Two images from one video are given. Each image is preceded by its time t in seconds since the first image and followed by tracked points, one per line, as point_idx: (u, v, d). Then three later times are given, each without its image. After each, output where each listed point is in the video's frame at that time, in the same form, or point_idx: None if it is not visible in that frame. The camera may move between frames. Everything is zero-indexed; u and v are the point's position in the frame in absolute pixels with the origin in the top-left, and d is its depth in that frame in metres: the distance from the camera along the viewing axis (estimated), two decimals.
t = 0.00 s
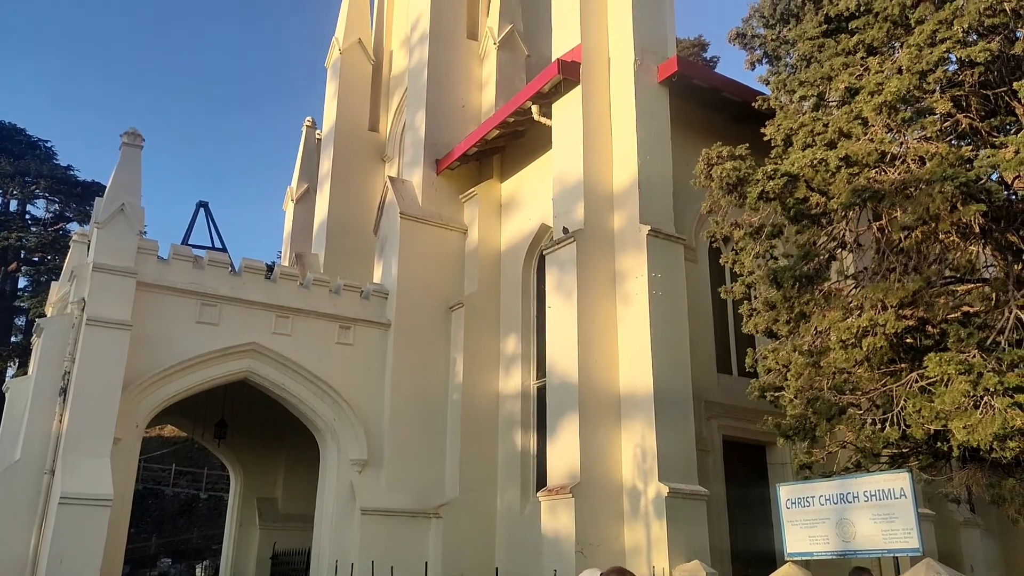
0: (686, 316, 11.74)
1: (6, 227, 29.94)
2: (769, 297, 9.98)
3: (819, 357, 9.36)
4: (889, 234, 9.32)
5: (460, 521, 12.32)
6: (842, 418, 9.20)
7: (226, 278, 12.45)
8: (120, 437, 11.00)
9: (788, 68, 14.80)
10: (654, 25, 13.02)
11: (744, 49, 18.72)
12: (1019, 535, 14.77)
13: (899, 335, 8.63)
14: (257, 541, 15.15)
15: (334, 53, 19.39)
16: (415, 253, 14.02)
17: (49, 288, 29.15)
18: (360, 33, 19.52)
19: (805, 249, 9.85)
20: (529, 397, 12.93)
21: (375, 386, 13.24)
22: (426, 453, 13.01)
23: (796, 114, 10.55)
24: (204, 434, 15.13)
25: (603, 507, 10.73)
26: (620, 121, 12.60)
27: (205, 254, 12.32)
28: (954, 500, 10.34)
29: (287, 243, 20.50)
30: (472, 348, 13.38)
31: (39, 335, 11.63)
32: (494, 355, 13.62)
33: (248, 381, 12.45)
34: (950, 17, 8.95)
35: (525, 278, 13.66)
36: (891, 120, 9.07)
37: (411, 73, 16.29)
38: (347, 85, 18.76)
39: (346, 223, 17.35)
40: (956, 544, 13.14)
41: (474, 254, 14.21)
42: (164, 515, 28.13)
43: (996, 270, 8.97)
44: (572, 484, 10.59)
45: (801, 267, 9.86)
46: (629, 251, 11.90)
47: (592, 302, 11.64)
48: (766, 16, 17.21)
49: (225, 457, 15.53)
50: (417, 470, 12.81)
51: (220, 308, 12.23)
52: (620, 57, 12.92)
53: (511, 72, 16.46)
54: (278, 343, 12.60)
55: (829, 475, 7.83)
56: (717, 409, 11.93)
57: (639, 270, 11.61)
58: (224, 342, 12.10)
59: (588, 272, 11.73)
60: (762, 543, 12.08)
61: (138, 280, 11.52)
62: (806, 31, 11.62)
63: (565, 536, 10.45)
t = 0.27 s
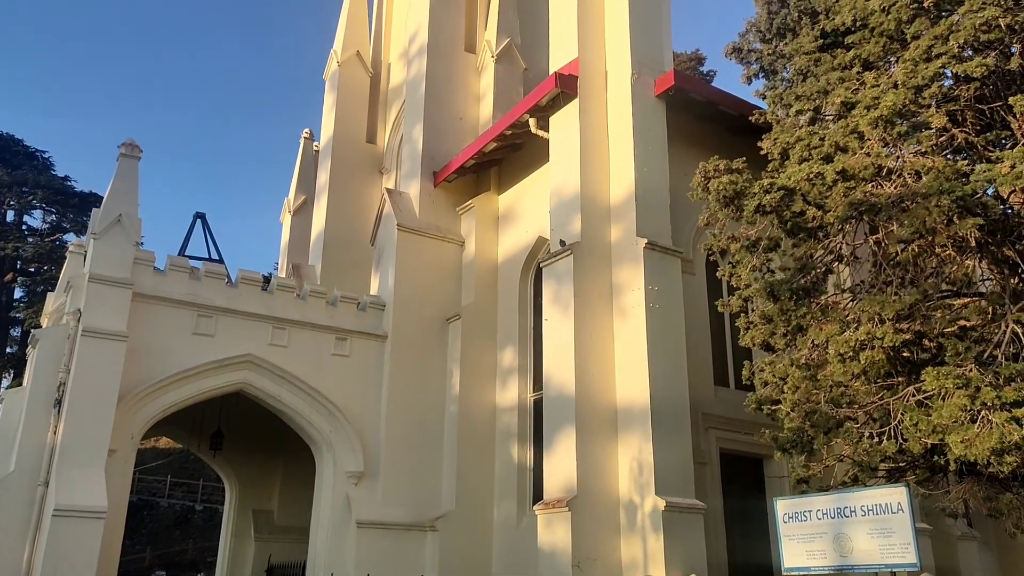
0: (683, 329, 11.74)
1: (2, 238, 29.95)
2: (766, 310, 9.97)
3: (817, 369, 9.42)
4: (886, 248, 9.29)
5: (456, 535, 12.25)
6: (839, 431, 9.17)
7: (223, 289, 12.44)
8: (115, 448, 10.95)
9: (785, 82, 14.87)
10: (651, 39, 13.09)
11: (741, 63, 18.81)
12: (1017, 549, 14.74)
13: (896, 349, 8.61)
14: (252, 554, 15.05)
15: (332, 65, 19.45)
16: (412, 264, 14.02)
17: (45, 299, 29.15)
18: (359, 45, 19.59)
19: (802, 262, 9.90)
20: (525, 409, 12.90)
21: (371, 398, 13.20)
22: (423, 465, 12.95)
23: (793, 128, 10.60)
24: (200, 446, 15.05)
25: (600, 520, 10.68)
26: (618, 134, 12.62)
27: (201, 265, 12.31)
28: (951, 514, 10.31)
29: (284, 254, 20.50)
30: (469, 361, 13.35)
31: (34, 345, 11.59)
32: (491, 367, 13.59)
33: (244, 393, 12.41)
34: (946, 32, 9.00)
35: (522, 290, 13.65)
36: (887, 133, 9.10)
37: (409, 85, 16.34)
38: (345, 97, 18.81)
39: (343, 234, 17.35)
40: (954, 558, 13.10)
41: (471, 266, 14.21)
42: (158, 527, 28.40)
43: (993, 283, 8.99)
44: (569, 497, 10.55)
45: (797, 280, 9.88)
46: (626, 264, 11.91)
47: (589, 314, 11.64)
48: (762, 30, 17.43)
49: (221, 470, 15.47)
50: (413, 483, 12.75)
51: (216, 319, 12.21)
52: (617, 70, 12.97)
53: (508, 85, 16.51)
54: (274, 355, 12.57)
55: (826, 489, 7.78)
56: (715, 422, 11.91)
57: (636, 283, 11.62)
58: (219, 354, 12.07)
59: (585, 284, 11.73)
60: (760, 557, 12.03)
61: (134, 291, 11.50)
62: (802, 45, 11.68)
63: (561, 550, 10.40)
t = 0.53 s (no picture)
0: (681, 342, 11.74)
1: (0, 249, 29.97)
2: (764, 324, 9.96)
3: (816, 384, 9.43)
4: (884, 262, 9.33)
5: (453, 549, 12.20)
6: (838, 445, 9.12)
7: (221, 301, 12.43)
8: (111, 461, 10.90)
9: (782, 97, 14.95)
10: (650, 54, 13.15)
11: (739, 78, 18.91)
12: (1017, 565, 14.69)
13: (894, 364, 8.65)
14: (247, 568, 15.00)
15: (331, 79, 19.52)
16: (410, 277, 14.03)
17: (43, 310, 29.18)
18: (358, 59, 19.67)
19: (800, 276, 9.92)
20: (523, 423, 12.87)
21: (368, 411, 13.17)
22: (420, 478, 12.91)
23: (791, 142, 10.63)
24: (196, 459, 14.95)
25: (598, 534, 10.64)
26: (616, 147, 12.67)
27: (199, 277, 12.30)
28: (950, 529, 10.27)
29: (282, 266, 20.49)
30: (467, 374, 13.33)
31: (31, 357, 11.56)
32: (488, 380, 13.57)
33: (241, 405, 12.38)
34: (942, 48, 9.01)
35: (521, 303, 13.65)
36: (884, 149, 9.13)
37: (409, 99, 16.40)
38: (345, 110, 18.87)
39: (341, 247, 17.36)
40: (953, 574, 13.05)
41: (470, 279, 14.21)
42: (153, 541, 28.27)
43: (990, 298, 9.02)
44: (567, 511, 10.51)
45: (795, 294, 9.89)
46: (624, 277, 11.91)
47: (587, 327, 11.64)
48: (760, 45, 17.57)
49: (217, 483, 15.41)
50: (410, 496, 12.71)
51: (214, 332, 12.20)
52: (616, 85, 13.02)
53: (508, 99, 16.57)
54: (272, 367, 12.55)
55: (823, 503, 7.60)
56: (713, 436, 11.89)
57: (634, 296, 11.62)
58: (217, 366, 12.05)
59: (583, 298, 11.73)
60: (758, 572, 11.99)
61: (131, 303, 11.48)
62: (800, 61, 11.75)
63: (559, 564, 10.35)
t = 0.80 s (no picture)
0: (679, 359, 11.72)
1: None
2: (762, 341, 9.92)
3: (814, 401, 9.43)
4: (881, 279, 9.29)
5: (450, 566, 12.11)
6: (837, 463, 9.05)
7: (218, 316, 12.41)
8: (106, 476, 10.84)
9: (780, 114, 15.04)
10: (647, 71, 13.23)
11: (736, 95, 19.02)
12: None
13: (892, 381, 8.65)
14: None
15: (330, 94, 19.60)
16: (408, 293, 14.02)
17: (39, 324, 29.16)
18: (358, 75, 19.76)
19: (798, 293, 9.94)
20: (520, 439, 12.82)
21: (365, 427, 13.13)
22: (417, 495, 12.85)
23: (788, 159, 10.68)
24: (191, 475, 14.81)
25: (595, 552, 10.57)
26: (614, 164, 12.70)
27: (197, 292, 12.29)
28: (949, 548, 10.23)
29: (280, 281, 20.48)
30: (464, 390, 13.30)
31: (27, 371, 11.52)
32: (486, 396, 13.53)
33: (237, 421, 12.33)
34: (938, 67, 9.08)
35: (519, 319, 13.64)
36: (881, 166, 9.19)
37: (407, 115, 16.46)
38: (343, 125, 18.93)
39: (339, 262, 17.36)
40: None
41: (467, 294, 14.20)
42: (147, 557, 27.89)
43: (988, 316, 9.03)
44: (564, 528, 10.46)
45: (792, 311, 9.88)
46: (622, 294, 11.90)
47: (585, 344, 11.62)
48: (757, 63, 17.54)
49: (213, 497, 15.42)
50: (407, 513, 12.63)
51: (211, 346, 12.17)
52: (614, 101, 13.07)
53: (506, 115, 16.64)
54: (269, 383, 12.51)
55: (822, 521, 7.50)
56: (711, 453, 11.86)
57: (632, 313, 11.62)
58: (213, 381, 12.02)
59: (581, 314, 11.72)
60: None
61: (128, 317, 11.46)
62: (797, 79, 11.83)
63: None
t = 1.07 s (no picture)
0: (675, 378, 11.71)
1: None
2: (758, 361, 9.94)
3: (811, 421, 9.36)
4: (876, 299, 9.30)
5: None
6: (833, 483, 9.09)
7: (213, 335, 12.38)
8: (99, 496, 10.77)
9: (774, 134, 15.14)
10: (642, 91, 13.31)
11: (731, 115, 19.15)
12: None
13: (888, 401, 8.60)
14: None
15: (327, 113, 19.66)
16: (404, 312, 14.02)
17: (34, 342, 29.13)
18: (354, 94, 19.85)
19: (793, 313, 9.97)
20: (517, 458, 12.77)
21: (361, 447, 13.08)
22: (412, 515, 12.78)
23: (782, 178, 10.69)
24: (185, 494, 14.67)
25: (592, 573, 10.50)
26: (610, 183, 12.73)
27: (192, 311, 12.27)
28: (946, 569, 10.19)
29: (275, 299, 20.44)
30: (460, 409, 13.26)
31: (20, 390, 11.45)
32: (482, 415, 13.50)
33: (232, 441, 12.27)
34: (930, 88, 9.15)
35: (515, 338, 13.63)
36: (875, 186, 9.22)
37: (403, 134, 16.52)
38: (340, 144, 18.98)
39: (335, 281, 17.33)
40: None
41: (463, 313, 14.20)
42: None
43: (984, 335, 9.05)
44: (560, 548, 10.41)
45: (788, 331, 9.90)
46: (618, 312, 11.91)
47: (581, 363, 11.60)
48: (751, 84, 17.63)
49: (207, 517, 15.26)
50: (402, 533, 12.55)
51: (206, 366, 12.14)
52: (609, 121, 13.12)
53: (502, 134, 16.70)
54: (264, 402, 12.47)
55: (820, 538, 7.24)
56: (707, 473, 11.83)
57: (628, 331, 11.61)
58: (208, 400, 11.98)
59: (577, 333, 11.71)
60: None
61: (123, 336, 11.43)
62: (791, 99, 11.92)
63: None
